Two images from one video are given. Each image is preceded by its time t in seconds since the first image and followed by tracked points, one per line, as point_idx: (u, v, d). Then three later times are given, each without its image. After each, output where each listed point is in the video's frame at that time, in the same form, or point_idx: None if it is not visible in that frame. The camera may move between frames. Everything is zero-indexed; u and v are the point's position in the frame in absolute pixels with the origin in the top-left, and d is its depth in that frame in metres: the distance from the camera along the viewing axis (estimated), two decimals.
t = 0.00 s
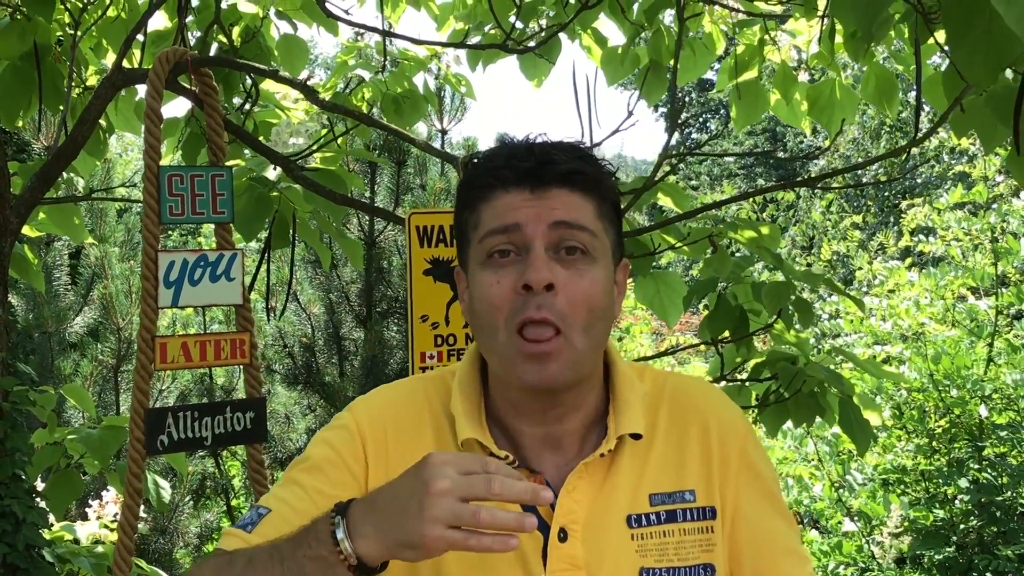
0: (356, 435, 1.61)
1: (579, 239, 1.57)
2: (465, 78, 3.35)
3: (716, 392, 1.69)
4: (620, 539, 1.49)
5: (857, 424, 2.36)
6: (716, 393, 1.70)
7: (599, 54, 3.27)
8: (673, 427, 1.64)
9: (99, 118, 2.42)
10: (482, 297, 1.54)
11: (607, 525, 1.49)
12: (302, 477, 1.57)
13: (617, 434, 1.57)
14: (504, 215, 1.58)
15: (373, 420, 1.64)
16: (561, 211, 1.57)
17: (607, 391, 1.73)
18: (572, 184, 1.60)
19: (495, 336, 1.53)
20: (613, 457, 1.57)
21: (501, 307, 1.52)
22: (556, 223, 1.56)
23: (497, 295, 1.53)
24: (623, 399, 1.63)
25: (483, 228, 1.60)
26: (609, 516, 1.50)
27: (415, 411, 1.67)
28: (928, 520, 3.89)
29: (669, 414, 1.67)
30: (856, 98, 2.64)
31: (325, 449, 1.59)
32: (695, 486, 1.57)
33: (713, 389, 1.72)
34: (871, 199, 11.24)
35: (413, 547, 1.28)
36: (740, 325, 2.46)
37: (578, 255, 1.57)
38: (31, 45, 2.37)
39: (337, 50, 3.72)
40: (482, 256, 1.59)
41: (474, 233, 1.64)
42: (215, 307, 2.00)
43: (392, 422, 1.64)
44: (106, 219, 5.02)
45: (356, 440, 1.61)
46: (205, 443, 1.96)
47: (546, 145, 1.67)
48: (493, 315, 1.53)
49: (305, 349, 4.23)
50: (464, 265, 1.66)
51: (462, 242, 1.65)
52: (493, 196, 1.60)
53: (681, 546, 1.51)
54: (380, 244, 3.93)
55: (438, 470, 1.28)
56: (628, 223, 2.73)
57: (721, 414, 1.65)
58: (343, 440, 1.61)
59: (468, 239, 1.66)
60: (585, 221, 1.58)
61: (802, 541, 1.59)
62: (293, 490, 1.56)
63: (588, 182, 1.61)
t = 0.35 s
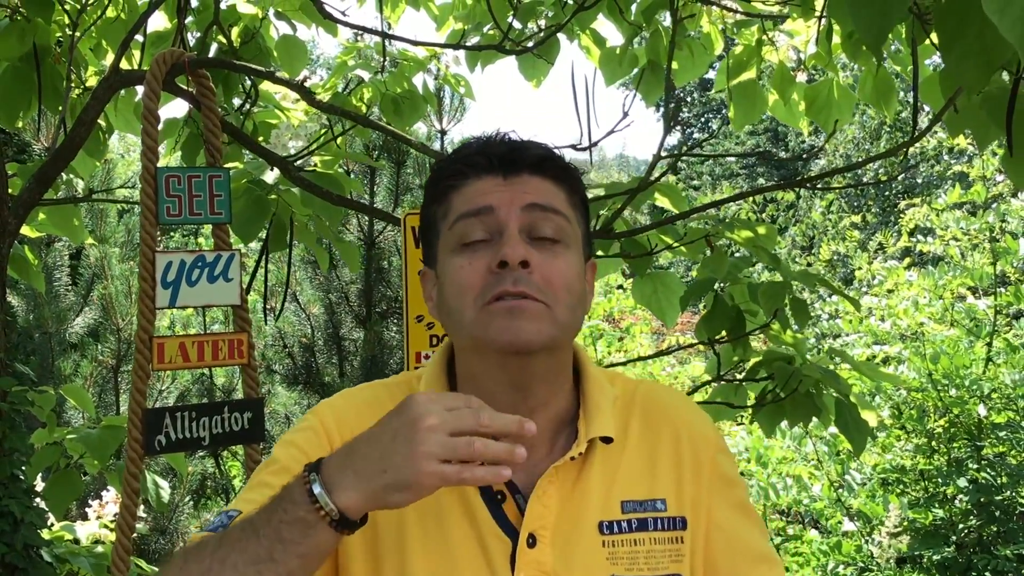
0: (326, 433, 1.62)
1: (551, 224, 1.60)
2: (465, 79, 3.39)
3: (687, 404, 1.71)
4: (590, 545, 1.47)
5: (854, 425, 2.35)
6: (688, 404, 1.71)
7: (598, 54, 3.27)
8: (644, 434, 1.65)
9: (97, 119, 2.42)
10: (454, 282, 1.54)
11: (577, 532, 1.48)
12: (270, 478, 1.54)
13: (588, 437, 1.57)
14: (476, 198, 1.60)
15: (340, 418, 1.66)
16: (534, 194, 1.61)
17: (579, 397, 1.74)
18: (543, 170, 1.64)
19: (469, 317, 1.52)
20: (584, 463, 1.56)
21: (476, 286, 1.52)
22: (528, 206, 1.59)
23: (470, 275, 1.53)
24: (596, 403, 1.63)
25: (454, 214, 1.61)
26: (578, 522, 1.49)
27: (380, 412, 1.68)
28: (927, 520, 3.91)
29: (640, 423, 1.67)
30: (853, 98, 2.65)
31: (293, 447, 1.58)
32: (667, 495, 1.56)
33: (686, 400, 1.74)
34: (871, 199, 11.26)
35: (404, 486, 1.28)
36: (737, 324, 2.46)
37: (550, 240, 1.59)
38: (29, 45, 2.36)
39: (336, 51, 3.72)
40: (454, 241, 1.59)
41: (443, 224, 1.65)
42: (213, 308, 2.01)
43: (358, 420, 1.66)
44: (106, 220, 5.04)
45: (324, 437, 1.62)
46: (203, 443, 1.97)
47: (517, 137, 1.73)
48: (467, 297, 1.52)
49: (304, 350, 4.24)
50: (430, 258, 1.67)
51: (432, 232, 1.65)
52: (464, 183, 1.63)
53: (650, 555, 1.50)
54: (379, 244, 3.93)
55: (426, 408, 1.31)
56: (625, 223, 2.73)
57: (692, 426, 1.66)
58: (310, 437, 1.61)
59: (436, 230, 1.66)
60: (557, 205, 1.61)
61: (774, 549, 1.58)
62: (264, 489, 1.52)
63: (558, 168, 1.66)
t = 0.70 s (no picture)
0: (316, 466, 1.53)
1: (541, 241, 1.57)
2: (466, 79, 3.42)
3: (678, 414, 1.71)
4: (578, 566, 1.48)
5: (852, 424, 2.36)
6: (677, 412, 1.71)
7: (598, 55, 3.28)
8: (632, 448, 1.65)
9: (98, 119, 2.43)
10: (442, 302, 1.51)
11: (565, 553, 1.48)
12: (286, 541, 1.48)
13: (578, 457, 1.56)
14: (464, 215, 1.56)
15: (323, 444, 1.56)
16: (523, 212, 1.57)
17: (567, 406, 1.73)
18: (533, 183, 1.61)
19: (456, 339, 1.50)
20: (572, 483, 1.56)
21: (462, 307, 1.50)
22: (517, 225, 1.55)
23: (456, 295, 1.51)
24: (586, 418, 1.62)
25: (441, 228, 1.57)
26: (567, 543, 1.49)
27: (365, 430, 1.61)
28: (925, 521, 3.92)
29: (629, 436, 1.67)
30: (852, 99, 2.68)
31: (292, 495, 1.51)
32: (656, 512, 1.57)
33: (674, 407, 1.74)
34: (871, 200, 11.28)
35: None
36: (736, 323, 2.46)
37: (539, 257, 1.57)
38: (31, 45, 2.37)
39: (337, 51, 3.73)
40: (440, 258, 1.56)
41: (429, 236, 1.62)
42: (212, 307, 2.01)
43: (344, 442, 1.58)
44: (108, 219, 5.04)
45: (318, 473, 1.53)
46: (202, 442, 1.98)
47: (507, 143, 1.69)
48: (454, 317, 1.50)
49: (305, 349, 4.24)
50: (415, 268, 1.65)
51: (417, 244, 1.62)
52: (451, 195, 1.59)
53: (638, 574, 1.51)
54: (379, 244, 3.93)
55: (376, 539, 1.22)
56: (625, 223, 2.73)
57: (682, 438, 1.66)
58: (305, 480, 1.52)
59: (422, 241, 1.63)
60: (547, 222, 1.58)
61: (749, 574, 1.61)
62: (282, 554, 1.47)
63: (549, 181, 1.63)
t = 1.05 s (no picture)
0: (330, 473, 1.53)
1: (554, 254, 1.57)
2: (469, 79, 3.43)
3: (693, 420, 1.72)
4: None
5: (857, 425, 2.37)
6: (690, 418, 1.73)
7: (601, 56, 3.28)
8: (647, 456, 1.66)
9: (103, 120, 2.43)
10: (455, 317, 1.51)
11: (581, 563, 1.49)
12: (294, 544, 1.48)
13: (592, 468, 1.55)
14: (476, 231, 1.56)
15: (337, 453, 1.57)
16: (535, 226, 1.57)
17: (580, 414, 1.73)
18: (544, 195, 1.61)
19: (469, 353, 1.50)
20: (587, 493, 1.56)
21: (475, 322, 1.49)
22: (530, 238, 1.56)
23: (471, 310, 1.50)
24: (600, 427, 1.63)
25: (454, 243, 1.58)
26: (583, 553, 1.50)
27: (378, 440, 1.61)
28: (928, 521, 3.92)
29: (644, 443, 1.68)
30: (856, 100, 2.70)
31: (304, 503, 1.51)
32: (671, 520, 1.58)
33: (688, 413, 1.75)
34: (873, 200, 11.29)
35: None
36: (741, 324, 2.47)
37: (552, 269, 1.57)
38: (36, 46, 2.40)
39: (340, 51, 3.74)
40: (453, 271, 1.56)
41: (441, 250, 1.62)
42: (217, 306, 2.01)
43: (357, 452, 1.58)
44: (111, 219, 5.05)
45: (331, 480, 1.53)
46: (208, 442, 1.98)
47: (515, 154, 1.69)
48: (468, 332, 1.50)
49: (308, 349, 4.25)
50: (428, 281, 1.65)
51: (429, 258, 1.62)
52: (463, 209, 1.59)
53: None
54: (383, 244, 3.97)
55: (420, 533, 1.23)
56: (629, 224, 2.71)
57: (696, 445, 1.68)
58: (318, 486, 1.52)
59: (434, 254, 1.63)
60: (558, 236, 1.58)
61: None
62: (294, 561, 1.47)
63: (560, 192, 1.63)
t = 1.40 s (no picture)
0: (357, 457, 1.55)
1: (570, 235, 1.58)
2: (472, 77, 3.43)
3: (713, 397, 1.71)
4: (620, 550, 1.49)
5: (862, 421, 2.38)
6: (711, 395, 1.72)
7: (605, 52, 3.28)
8: (669, 431, 1.66)
9: (106, 119, 2.43)
10: (476, 297, 1.53)
11: (606, 537, 1.49)
12: (319, 523, 1.50)
13: (614, 442, 1.56)
14: (495, 215, 1.57)
15: (364, 438, 1.58)
16: (552, 209, 1.58)
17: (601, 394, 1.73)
18: (561, 179, 1.62)
19: (491, 332, 1.51)
20: (610, 468, 1.56)
21: (496, 302, 1.51)
22: (546, 219, 1.57)
23: (491, 290, 1.52)
24: (620, 404, 1.62)
25: (474, 227, 1.59)
26: (608, 528, 1.50)
27: (404, 425, 1.62)
28: (934, 517, 3.92)
29: (665, 420, 1.68)
30: (859, 95, 2.71)
31: (331, 485, 1.52)
32: (695, 495, 1.58)
33: (709, 390, 1.75)
34: (877, 196, 11.28)
35: (470, 541, 1.28)
36: (746, 320, 2.47)
37: (569, 250, 1.58)
38: (41, 46, 2.39)
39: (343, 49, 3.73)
40: (472, 253, 1.57)
41: (461, 234, 1.63)
42: (222, 305, 2.01)
43: (384, 437, 1.59)
44: (115, 218, 5.06)
45: (358, 463, 1.55)
46: (213, 440, 1.98)
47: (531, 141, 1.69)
48: (489, 312, 1.51)
49: (312, 347, 4.24)
50: (449, 267, 1.66)
51: (449, 243, 1.63)
52: (482, 194, 1.60)
53: (680, 556, 1.52)
54: (386, 242, 3.95)
55: (435, 475, 1.26)
56: (634, 221, 2.73)
57: (717, 420, 1.67)
58: (346, 468, 1.54)
59: (454, 239, 1.64)
60: (574, 218, 1.59)
61: (786, 552, 1.63)
62: (318, 541, 1.48)
63: (576, 176, 1.63)
